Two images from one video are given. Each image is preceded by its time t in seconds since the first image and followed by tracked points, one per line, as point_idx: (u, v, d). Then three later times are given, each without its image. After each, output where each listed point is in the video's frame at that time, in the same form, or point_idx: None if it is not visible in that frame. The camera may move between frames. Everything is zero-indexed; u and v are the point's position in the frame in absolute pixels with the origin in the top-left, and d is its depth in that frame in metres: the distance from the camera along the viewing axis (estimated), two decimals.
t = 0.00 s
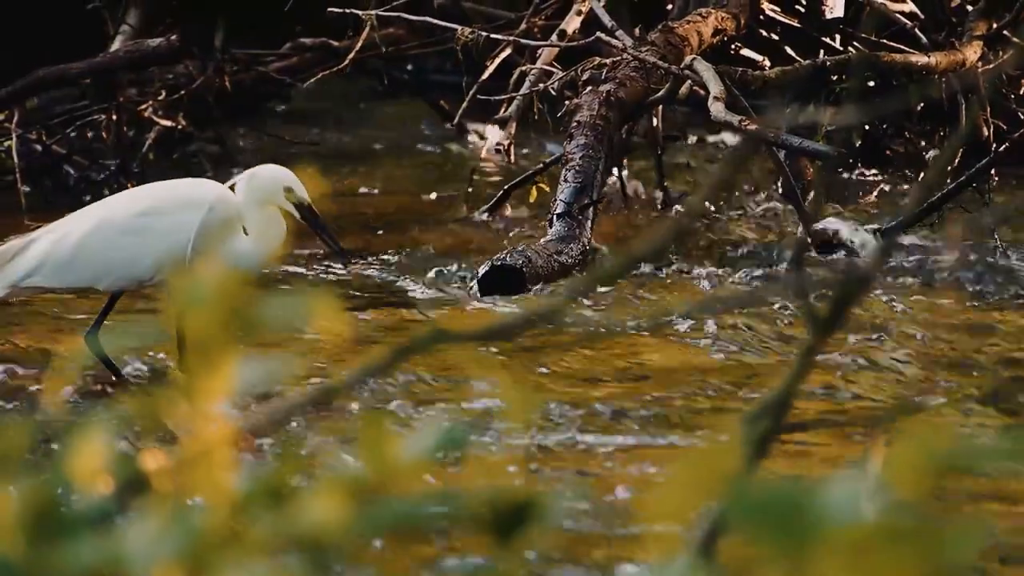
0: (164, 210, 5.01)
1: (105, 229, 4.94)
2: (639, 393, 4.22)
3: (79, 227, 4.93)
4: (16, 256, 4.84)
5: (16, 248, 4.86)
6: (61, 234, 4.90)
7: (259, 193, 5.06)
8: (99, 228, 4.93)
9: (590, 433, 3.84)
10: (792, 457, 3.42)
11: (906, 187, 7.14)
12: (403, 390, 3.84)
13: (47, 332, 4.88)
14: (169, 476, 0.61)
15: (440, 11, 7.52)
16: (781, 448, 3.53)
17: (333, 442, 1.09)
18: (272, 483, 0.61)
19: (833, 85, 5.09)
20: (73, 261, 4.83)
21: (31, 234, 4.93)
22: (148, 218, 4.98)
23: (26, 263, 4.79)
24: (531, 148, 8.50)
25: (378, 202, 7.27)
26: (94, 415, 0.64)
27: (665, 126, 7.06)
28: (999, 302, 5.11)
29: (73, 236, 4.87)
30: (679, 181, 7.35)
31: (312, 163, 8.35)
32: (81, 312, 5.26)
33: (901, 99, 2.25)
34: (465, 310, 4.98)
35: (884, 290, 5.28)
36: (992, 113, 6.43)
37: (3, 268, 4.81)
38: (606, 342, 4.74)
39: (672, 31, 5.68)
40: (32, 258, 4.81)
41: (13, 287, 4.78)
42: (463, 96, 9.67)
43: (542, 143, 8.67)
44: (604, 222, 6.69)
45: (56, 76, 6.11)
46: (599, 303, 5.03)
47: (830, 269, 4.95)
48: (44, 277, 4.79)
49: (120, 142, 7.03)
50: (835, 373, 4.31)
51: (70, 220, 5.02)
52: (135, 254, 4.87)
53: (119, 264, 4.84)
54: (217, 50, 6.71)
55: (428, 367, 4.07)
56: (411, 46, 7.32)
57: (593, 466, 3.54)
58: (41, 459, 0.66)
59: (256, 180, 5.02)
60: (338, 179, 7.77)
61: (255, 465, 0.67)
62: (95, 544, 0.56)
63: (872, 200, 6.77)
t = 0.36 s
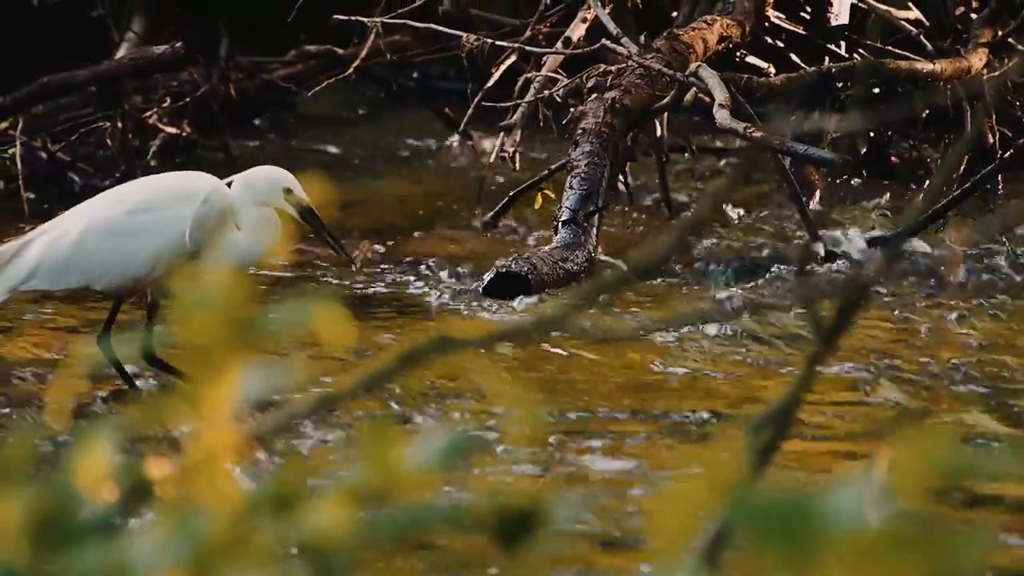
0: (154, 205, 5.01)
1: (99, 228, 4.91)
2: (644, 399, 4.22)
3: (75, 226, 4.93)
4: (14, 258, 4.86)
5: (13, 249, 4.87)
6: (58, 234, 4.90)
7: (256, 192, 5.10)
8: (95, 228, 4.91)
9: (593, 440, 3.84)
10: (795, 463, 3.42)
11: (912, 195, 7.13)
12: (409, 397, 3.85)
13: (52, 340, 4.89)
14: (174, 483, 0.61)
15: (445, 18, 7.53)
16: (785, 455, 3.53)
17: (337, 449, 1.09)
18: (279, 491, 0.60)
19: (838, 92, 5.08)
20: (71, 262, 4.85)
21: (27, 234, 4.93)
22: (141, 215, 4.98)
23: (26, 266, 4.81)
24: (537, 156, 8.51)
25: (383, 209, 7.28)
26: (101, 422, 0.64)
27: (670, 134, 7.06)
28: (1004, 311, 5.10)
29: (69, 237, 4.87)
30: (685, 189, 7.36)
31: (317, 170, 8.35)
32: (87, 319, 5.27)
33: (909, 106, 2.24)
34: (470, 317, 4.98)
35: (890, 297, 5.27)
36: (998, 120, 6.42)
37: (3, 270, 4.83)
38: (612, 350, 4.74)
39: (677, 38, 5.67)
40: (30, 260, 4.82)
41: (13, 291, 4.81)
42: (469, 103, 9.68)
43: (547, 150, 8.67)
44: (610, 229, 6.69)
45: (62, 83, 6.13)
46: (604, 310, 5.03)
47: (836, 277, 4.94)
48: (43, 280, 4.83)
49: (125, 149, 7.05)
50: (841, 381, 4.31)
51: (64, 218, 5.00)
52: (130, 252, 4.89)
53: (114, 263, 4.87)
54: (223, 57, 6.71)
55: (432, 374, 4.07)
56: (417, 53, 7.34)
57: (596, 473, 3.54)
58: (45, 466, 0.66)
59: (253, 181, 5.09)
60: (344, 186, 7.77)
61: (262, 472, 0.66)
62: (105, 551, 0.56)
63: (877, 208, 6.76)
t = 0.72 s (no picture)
0: (155, 205, 5.05)
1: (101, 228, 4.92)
2: (649, 403, 4.22)
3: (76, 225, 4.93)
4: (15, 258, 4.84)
5: (15, 248, 4.86)
6: (59, 233, 4.90)
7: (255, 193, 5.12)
8: (96, 228, 4.91)
9: (597, 443, 3.84)
10: (800, 467, 3.42)
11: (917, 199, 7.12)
12: (413, 400, 3.85)
13: (57, 343, 4.89)
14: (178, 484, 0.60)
15: (451, 21, 7.53)
16: (790, 459, 3.52)
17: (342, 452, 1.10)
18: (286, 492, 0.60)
19: (843, 95, 5.08)
20: (73, 262, 4.84)
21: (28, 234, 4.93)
22: (141, 216, 5.00)
23: (27, 265, 4.80)
24: (543, 160, 8.50)
25: (389, 212, 7.28)
26: (105, 424, 0.64)
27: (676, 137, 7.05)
28: (1010, 315, 5.10)
29: (72, 236, 4.87)
30: (690, 192, 7.35)
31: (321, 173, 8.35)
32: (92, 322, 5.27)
33: (912, 111, 2.23)
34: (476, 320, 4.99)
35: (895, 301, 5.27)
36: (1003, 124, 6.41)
37: (4, 270, 4.82)
38: (616, 353, 4.73)
39: (682, 42, 5.67)
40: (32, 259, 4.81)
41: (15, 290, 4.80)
42: (474, 107, 9.68)
43: (552, 154, 8.67)
44: (614, 233, 6.69)
45: (68, 86, 6.13)
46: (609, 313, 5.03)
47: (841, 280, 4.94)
48: (45, 279, 4.82)
49: (130, 152, 7.05)
50: (845, 384, 4.31)
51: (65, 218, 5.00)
52: (130, 254, 4.91)
53: (115, 263, 4.88)
54: (229, 60, 6.71)
55: (436, 377, 4.07)
56: (423, 57, 7.34)
57: (600, 476, 3.54)
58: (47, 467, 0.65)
59: (251, 182, 5.12)
60: (349, 190, 7.77)
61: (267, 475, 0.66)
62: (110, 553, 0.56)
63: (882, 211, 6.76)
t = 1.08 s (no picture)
0: (158, 202, 5.00)
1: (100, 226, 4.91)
2: (658, 404, 4.21)
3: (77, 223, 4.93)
4: (16, 258, 4.89)
5: (17, 248, 4.90)
6: (60, 232, 4.90)
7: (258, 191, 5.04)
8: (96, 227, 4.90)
9: (606, 444, 3.83)
10: (810, 469, 3.41)
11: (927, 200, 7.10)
12: (423, 401, 3.84)
13: (66, 344, 4.90)
14: (189, 485, 0.60)
15: (461, 22, 7.53)
16: (799, 461, 3.51)
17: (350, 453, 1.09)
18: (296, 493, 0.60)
19: (854, 96, 5.07)
20: (71, 262, 4.85)
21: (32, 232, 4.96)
22: (142, 213, 4.96)
23: (26, 265, 4.84)
24: (552, 161, 8.50)
25: (398, 213, 7.27)
26: (115, 425, 0.64)
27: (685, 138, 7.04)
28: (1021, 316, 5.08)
29: (70, 236, 4.87)
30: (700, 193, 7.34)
31: (330, 174, 8.35)
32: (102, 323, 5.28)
33: (922, 112, 2.23)
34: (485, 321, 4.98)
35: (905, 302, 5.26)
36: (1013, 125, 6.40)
37: (5, 270, 4.87)
38: (626, 354, 4.73)
39: (693, 43, 5.67)
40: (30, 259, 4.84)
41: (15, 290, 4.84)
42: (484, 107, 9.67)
43: (562, 154, 8.66)
44: (624, 233, 6.68)
45: (77, 88, 6.14)
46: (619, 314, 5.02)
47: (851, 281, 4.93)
48: (43, 279, 4.84)
49: (140, 153, 7.06)
50: (855, 385, 4.30)
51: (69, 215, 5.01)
52: (128, 253, 4.87)
53: (113, 263, 4.87)
54: (238, 61, 6.72)
55: (445, 378, 4.06)
56: (432, 57, 7.34)
57: (609, 478, 3.53)
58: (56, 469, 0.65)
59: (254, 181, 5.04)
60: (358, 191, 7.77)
61: (277, 476, 0.66)
62: (119, 554, 0.56)
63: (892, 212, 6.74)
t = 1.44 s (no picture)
0: (161, 205, 5.00)
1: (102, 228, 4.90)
2: (663, 404, 4.22)
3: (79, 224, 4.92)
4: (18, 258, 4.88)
5: (19, 249, 4.90)
6: (62, 233, 4.90)
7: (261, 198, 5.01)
8: (98, 228, 4.90)
9: (613, 444, 3.83)
10: (817, 468, 3.41)
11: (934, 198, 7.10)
12: (428, 401, 3.85)
13: (71, 344, 4.90)
14: (196, 486, 0.61)
15: (466, 22, 7.53)
16: (806, 460, 3.52)
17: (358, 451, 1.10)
18: (302, 495, 0.60)
19: (858, 97, 5.07)
20: (74, 262, 4.86)
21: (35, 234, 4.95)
22: (145, 214, 4.96)
23: (28, 266, 4.83)
24: (558, 161, 8.50)
25: (405, 212, 7.29)
26: (123, 427, 0.64)
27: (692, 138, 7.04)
28: None
29: (74, 235, 4.88)
30: (706, 192, 7.34)
31: (336, 173, 8.36)
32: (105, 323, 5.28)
33: (922, 114, 2.22)
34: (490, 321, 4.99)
35: (911, 302, 5.26)
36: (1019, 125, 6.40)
37: (7, 270, 4.86)
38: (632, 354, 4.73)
39: (698, 43, 5.67)
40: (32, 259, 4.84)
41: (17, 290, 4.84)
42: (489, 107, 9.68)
43: (568, 154, 8.67)
44: (633, 234, 6.69)
45: (83, 88, 6.15)
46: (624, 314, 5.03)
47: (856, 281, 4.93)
48: (46, 278, 4.83)
49: (146, 152, 7.07)
50: (862, 384, 4.30)
51: (72, 217, 5.00)
52: (131, 253, 4.88)
53: (114, 266, 4.86)
54: (244, 61, 6.72)
55: (450, 378, 4.06)
56: (438, 56, 7.34)
57: (615, 478, 3.53)
58: (61, 468, 0.65)
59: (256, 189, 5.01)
60: (365, 190, 7.78)
61: (283, 476, 0.66)
62: (123, 553, 0.56)
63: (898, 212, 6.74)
